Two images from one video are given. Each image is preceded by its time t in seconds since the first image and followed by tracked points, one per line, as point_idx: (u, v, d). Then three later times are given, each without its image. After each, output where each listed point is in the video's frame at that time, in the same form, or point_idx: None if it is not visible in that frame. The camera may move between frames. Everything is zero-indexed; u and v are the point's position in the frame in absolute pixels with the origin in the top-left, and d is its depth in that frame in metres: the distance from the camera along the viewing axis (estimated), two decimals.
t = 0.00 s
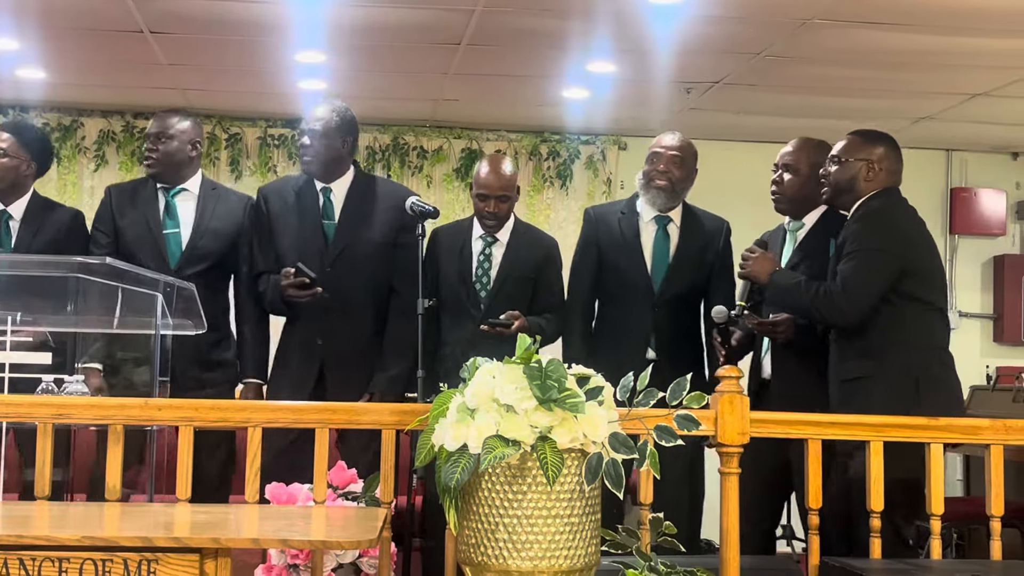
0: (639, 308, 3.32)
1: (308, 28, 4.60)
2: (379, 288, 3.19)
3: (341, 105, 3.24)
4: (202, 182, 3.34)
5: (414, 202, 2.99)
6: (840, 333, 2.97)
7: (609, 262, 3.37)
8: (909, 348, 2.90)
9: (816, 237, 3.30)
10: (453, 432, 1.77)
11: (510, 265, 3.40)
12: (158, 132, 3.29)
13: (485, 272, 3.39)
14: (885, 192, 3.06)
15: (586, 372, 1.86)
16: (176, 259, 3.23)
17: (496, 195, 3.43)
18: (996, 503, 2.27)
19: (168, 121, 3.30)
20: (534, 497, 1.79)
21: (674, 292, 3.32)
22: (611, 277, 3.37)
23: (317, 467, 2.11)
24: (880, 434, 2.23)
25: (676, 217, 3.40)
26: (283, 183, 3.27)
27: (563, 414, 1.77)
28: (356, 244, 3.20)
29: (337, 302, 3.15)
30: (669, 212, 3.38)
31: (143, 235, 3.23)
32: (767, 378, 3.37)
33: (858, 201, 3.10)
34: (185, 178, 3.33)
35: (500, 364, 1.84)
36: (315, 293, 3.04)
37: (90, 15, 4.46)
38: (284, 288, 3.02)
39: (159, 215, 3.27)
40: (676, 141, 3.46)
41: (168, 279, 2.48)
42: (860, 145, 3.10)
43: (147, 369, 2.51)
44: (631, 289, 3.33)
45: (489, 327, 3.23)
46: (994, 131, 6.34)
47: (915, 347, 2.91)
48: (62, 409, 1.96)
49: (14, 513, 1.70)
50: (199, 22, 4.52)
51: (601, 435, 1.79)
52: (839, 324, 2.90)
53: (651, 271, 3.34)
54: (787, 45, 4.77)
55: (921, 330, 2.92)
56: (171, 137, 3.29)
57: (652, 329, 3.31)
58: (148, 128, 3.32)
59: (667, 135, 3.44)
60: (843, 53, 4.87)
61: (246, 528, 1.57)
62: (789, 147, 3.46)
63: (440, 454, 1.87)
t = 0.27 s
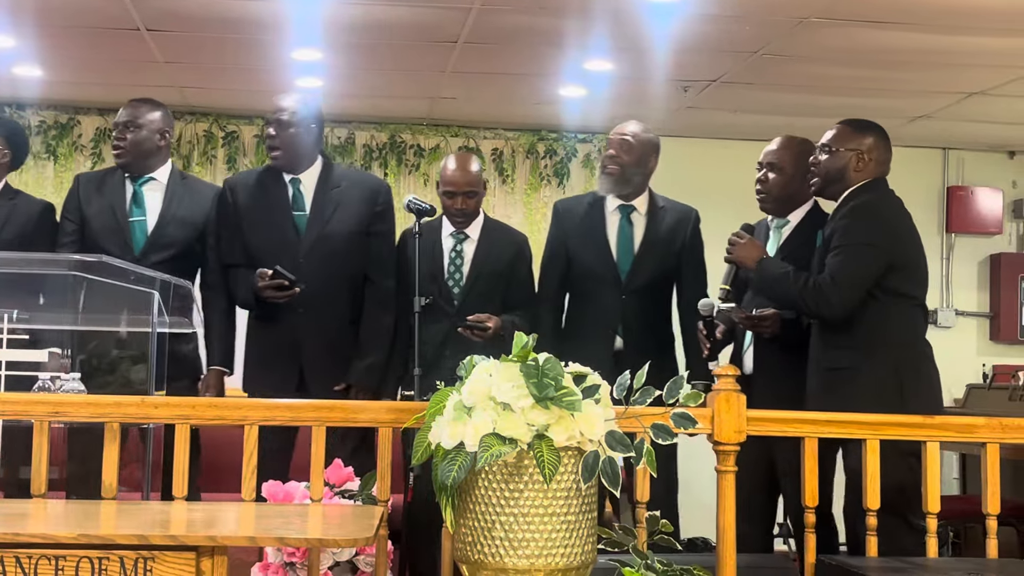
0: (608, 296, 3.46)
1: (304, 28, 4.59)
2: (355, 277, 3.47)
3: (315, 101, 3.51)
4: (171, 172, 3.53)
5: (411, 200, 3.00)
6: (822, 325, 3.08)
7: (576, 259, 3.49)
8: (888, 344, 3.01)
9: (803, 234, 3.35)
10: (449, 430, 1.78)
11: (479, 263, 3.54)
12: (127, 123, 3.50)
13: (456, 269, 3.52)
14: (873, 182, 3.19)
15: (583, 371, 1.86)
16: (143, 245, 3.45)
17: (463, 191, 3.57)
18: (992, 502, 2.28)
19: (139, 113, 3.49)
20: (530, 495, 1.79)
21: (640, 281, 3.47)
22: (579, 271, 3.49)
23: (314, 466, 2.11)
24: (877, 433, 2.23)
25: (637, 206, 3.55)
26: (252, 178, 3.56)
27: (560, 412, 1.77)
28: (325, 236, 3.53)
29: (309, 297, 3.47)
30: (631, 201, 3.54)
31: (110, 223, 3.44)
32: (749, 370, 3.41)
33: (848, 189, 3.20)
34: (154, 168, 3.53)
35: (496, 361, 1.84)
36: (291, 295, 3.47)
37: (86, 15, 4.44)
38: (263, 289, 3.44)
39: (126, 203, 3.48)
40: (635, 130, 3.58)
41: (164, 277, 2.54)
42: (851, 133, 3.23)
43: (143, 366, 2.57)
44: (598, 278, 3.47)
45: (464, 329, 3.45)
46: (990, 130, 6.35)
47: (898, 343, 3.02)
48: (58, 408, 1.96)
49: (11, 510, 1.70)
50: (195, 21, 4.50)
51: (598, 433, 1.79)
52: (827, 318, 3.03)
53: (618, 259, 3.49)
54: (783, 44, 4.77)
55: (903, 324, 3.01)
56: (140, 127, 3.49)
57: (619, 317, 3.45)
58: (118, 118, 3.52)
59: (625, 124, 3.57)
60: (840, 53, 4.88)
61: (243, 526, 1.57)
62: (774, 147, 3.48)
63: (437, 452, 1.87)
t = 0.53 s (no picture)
0: (586, 303, 3.36)
1: (302, 24, 4.59)
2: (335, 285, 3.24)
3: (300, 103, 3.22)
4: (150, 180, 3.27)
5: (410, 198, 3.01)
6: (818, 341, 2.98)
7: (555, 263, 3.41)
8: (886, 352, 2.94)
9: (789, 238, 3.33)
10: (449, 429, 1.78)
11: (466, 263, 3.38)
12: (109, 127, 3.23)
13: (440, 271, 3.36)
14: (862, 194, 3.12)
15: (582, 369, 1.85)
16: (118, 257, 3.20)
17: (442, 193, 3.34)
18: (990, 500, 2.28)
19: (120, 118, 3.23)
20: (529, 494, 1.79)
21: (620, 288, 3.37)
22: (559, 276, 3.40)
23: (313, 464, 2.11)
24: (874, 432, 2.23)
25: (617, 213, 3.42)
26: (228, 182, 3.25)
27: (559, 410, 1.77)
28: (307, 243, 3.23)
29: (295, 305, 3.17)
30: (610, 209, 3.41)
31: (87, 231, 3.21)
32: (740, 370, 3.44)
33: (834, 202, 3.13)
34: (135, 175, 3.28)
35: (494, 360, 1.84)
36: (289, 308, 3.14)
37: (86, 11, 4.45)
38: (256, 301, 3.11)
39: (105, 211, 3.23)
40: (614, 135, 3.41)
41: (164, 275, 2.48)
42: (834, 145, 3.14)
43: (141, 365, 2.51)
44: (578, 286, 3.38)
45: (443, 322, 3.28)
46: (989, 129, 6.35)
47: (894, 351, 2.94)
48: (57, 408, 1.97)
49: (10, 509, 1.71)
50: (194, 17, 4.51)
51: (596, 432, 1.80)
52: (825, 334, 2.93)
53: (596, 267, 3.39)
54: (782, 43, 4.77)
55: (901, 337, 2.96)
56: (121, 133, 3.22)
57: (598, 323, 3.35)
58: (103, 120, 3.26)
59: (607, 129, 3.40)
60: (839, 51, 4.88)
61: (242, 524, 1.57)
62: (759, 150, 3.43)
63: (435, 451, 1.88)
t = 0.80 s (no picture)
0: (574, 292, 3.30)
1: (302, 23, 4.60)
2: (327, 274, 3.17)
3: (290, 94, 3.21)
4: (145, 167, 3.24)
5: (410, 198, 3.01)
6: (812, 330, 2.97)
7: (547, 255, 3.35)
8: (879, 345, 2.93)
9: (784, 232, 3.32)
10: (448, 428, 1.78)
11: (462, 257, 3.41)
12: (103, 115, 3.19)
13: (436, 264, 3.39)
14: (860, 186, 3.12)
15: (581, 368, 1.85)
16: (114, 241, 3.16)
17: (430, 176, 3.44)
18: (990, 499, 2.28)
19: (117, 106, 3.20)
20: (529, 493, 1.79)
21: (611, 276, 3.29)
22: (551, 268, 3.34)
23: (313, 462, 2.11)
24: (873, 430, 2.23)
25: (607, 203, 3.35)
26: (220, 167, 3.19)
27: (559, 409, 1.77)
28: (299, 229, 3.15)
29: (282, 289, 3.10)
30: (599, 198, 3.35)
31: (83, 218, 3.16)
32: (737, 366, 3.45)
33: (833, 195, 3.14)
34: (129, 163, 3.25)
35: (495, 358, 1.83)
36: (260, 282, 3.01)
37: (85, 10, 4.46)
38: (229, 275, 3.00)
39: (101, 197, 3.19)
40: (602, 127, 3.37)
41: (163, 274, 2.44)
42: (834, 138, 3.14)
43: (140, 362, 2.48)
44: (568, 274, 3.31)
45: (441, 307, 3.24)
46: (989, 128, 6.35)
47: (888, 342, 2.94)
48: (57, 406, 1.97)
49: (9, 507, 1.71)
50: (194, 16, 4.51)
51: (596, 431, 1.80)
52: (822, 323, 2.92)
53: (586, 254, 3.31)
54: (782, 42, 4.77)
55: (896, 331, 2.96)
56: (117, 120, 3.19)
57: (589, 311, 3.27)
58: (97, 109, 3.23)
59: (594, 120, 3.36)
60: (839, 50, 4.88)
61: (242, 523, 1.57)
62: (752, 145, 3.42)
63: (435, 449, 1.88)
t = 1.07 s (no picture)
0: (580, 299, 3.30)
1: (303, 21, 4.60)
2: (330, 280, 3.22)
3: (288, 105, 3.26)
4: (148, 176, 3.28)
5: (410, 197, 3.01)
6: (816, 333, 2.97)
7: (551, 260, 3.34)
8: (884, 345, 2.93)
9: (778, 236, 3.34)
10: (448, 427, 1.78)
11: (466, 260, 3.42)
12: (106, 124, 3.24)
13: (441, 268, 3.39)
14: (857, 190, 3.11)
15: (581, 367, 1.84)
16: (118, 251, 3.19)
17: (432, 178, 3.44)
18: (990, 498, 2.27)
19: (119, 115, 3.24)
20: (529, 492, 1.79)
21: (616, 283, 3.29)
22: (555, 272, 3.34)
23: (313, 462, 2.11)
24: (873, 430, 2.23)
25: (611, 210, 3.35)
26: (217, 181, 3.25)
27: (559, 408, 1.77)
28: (300, 240, 3.20)
29: (286, 300, 3.15)
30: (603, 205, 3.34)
31: (87, 228, 3.20)
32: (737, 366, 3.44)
33: (830, 199, 3.14)
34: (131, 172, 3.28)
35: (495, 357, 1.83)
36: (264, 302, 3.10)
37: (85, 8, 4.46)
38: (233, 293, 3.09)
39: (104, 207, 3.23)
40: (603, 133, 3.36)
41: (164, 272, 2.49)
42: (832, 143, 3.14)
43: (141, 362, 2.51)
44: (573, 279, 3.31)
45: (452, 304, 3.31)
46: (989, 127, 6.34)
47: (892, 343, 2.94)
48: (57, 404, 1.97)
49: (10, 505, 1.71)
50: (194, 14, 4.51)
51: (596, 429, 1.80)
52: (824, 326, 2.92)
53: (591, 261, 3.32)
54: (783, 40, 4.77)
55: (900, 329, 2.96)
56: (119, 129, 3.23)
57: (594, 317, 3.28)
58: (100, 118, 3.27)
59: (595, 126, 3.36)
60: (839, 49, 4.88)
61: (242, 521, 1.57)
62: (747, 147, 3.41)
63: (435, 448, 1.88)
